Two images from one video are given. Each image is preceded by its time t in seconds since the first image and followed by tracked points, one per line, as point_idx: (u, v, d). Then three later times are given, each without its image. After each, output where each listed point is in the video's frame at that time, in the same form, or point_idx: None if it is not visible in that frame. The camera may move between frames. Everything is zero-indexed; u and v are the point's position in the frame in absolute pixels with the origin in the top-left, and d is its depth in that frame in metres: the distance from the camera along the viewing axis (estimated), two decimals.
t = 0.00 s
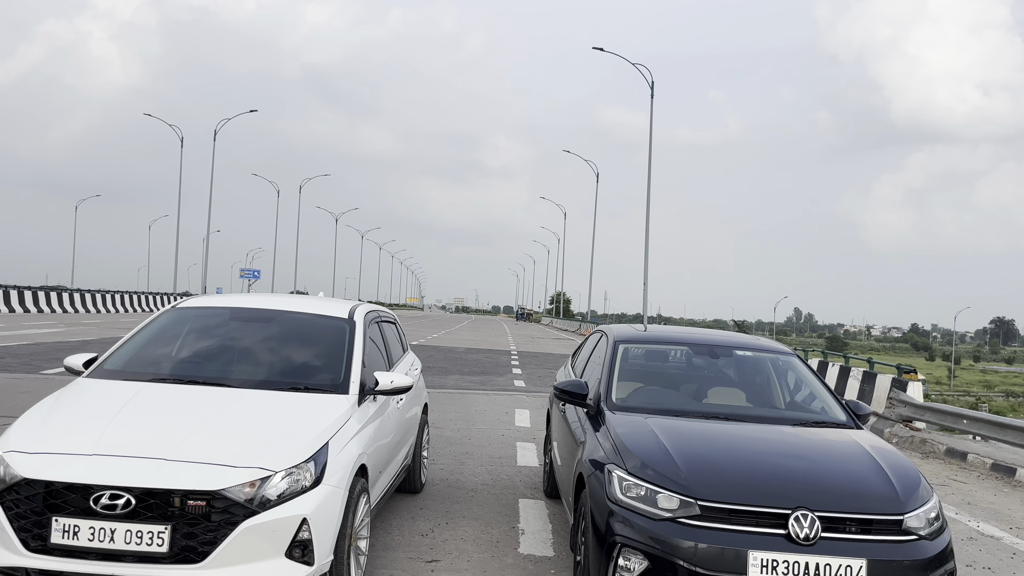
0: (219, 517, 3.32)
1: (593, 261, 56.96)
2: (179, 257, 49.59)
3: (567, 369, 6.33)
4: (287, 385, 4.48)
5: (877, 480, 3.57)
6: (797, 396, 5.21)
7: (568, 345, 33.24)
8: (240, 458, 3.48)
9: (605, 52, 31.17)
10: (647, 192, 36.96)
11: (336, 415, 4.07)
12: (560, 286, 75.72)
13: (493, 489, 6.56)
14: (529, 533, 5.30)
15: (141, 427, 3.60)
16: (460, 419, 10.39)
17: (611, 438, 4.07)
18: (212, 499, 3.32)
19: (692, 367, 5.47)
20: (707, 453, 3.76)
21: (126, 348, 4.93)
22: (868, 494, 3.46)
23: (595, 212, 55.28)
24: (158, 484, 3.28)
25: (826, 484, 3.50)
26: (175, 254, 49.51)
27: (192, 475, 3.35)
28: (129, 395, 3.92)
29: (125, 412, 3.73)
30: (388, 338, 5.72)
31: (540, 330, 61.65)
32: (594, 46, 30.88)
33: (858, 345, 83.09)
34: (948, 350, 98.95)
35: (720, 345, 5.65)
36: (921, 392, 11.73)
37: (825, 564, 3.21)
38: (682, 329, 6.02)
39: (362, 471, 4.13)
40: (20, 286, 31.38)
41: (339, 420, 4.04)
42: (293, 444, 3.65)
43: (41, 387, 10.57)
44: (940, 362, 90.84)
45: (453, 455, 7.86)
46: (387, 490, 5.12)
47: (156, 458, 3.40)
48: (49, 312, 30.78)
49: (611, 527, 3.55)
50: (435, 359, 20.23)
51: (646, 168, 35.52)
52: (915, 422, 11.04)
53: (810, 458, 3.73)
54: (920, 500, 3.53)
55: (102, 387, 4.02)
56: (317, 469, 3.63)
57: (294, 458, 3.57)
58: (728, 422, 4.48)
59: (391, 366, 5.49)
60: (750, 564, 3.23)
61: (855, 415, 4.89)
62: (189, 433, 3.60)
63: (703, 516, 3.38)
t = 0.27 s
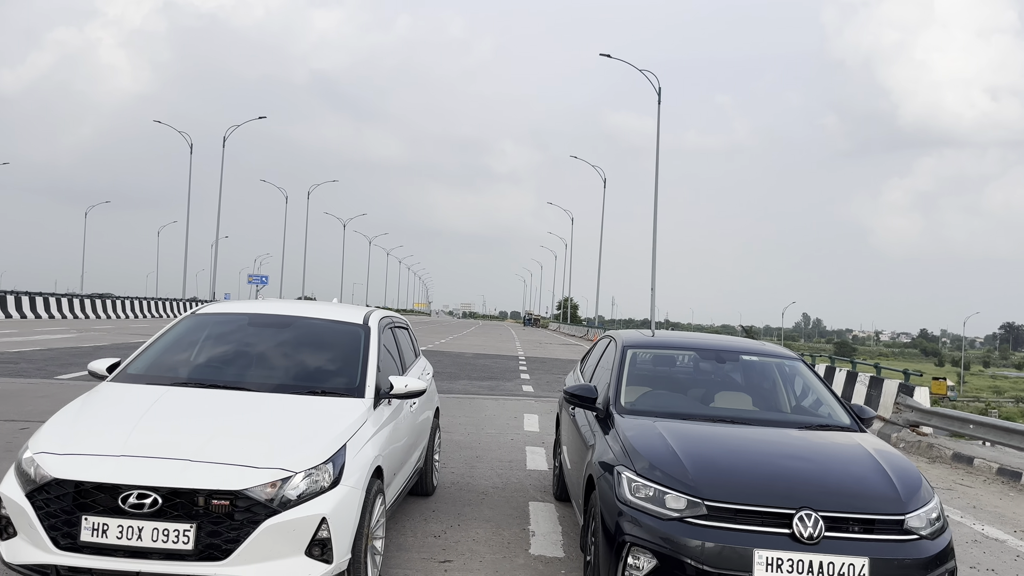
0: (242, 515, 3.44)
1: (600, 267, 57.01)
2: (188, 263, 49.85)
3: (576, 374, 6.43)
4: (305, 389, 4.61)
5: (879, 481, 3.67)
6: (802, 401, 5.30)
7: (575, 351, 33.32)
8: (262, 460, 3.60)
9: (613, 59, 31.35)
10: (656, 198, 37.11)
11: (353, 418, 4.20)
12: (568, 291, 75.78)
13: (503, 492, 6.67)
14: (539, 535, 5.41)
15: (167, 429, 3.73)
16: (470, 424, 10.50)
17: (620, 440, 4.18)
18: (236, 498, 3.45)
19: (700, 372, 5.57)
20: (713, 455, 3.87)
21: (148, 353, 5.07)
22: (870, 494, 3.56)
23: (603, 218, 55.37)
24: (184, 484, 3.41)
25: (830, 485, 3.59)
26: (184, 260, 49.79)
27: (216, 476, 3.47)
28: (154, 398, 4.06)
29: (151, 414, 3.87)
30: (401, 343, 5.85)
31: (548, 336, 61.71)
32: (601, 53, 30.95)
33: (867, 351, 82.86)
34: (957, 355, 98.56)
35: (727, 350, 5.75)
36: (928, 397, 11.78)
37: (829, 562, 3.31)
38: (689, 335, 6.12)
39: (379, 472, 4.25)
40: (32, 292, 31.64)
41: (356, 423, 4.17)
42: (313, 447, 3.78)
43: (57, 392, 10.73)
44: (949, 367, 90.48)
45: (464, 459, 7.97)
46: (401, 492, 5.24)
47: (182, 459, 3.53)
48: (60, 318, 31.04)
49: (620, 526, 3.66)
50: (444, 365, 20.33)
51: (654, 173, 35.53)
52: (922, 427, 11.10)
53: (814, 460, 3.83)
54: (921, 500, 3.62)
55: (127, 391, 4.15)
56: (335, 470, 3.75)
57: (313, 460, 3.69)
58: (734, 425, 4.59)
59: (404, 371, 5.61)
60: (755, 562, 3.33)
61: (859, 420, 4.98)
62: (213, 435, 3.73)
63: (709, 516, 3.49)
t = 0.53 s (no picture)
0: (274, 516, 3.58)
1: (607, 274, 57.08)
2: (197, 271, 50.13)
3: (589, 380, 6.56)
4: (330, 395, 4.75)
5: (888, 484, 3.78)
6: (813, 406, 5.41)
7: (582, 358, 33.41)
8: (292, 462, 3.74)
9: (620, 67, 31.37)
10: (663, 205, 37.25)
11: (377, 423, 4.33)
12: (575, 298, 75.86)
13: (518, 497, 6.79)
14: (555, 537, 5.53)
15: (200, 434, 3.87)
16: (482, 430, 10.63)
17: (636, 444, 4.31)
18: (267, 499, 3.58)
19: (711, 378, 5.69)
20: (727, 458, 3.99)
21: (176, 361, 5.22)
22: (879, 496, 3.67)
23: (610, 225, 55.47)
24: (218, 485, 3.55)
25: (840, 487, 3.71)
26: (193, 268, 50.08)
27: (249, 478, 3.61)
28: (186, 404, 4.20)
29: (184, 419, 4.01)
30: (419, 350, 5.99)
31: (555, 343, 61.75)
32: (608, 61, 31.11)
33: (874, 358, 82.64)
34: (965, 362, 98.19)
35: (737, 356, 5.87)
36: (936, 403, 11.86)
37: (840, 562, 3.43)
38: (701, 342, 6.24)
39: (402, 475, 4.39)
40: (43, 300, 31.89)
41: (380, 427, 4.31)
42: (340, 450, 3.91)
43: (74, 399, 10.88)
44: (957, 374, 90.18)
45: (478, 465, 8.09)
46: (420, 496, 5.37)
47: (216, 462, 3.67)
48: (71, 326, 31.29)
49: (637, 527, 3.78)
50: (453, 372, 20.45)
51: (661, 181, 35.69)
52: (931, 433, 11.18)
53: (824, 463, 3.95)
54: (930, 502, 3.74)
55: (158, 397, 4.29)
56: (362, 473, 3.88)
57: (340, 463, 3.82)
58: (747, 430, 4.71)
59: (423, 377, 5.75)
60: (768, 561, 3.45)
61: (868, 425, 5.10)
62: (244, 439, 3.87)
63: (723, 517, 3.60)
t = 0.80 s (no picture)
0: (298, 520, 3.69)
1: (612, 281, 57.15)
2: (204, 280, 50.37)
3: (599, 387, 6.67)
4: (348, 403, 4.88)
5: (894, 488, 3.88)
6: (820, 412, 5.51)
7: (588, 365, 33.48)
8: (314, 468, 3.86)
9: (621, 76, 32.06)
10: (668, 213, 37.38)
11: (395, 430, 4.45)
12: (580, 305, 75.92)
13: (529, 503, 6.89)
14: (566, 542, 5.63)
15: (225, 441, 4.00)
16: (491, 437, 10.74)
17: (647, 450, 4.42)
18: (291, 504, 3.70)
19: (720, 385, 5.79)
20: (736, 463, 4.09)
21: (196, 370, 5.34)
22: (885, 500, 3.78)
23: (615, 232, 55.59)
24: (244, 491, 3.66)
25: (847, 491, 3.81)
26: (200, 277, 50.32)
27: (273, 483, 3.73)
28: (210, 412, 4.32)
29: (209, 427, 4.13)
30: (433, 358, 6.11)
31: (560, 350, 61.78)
32: (612, 70, 31.75)
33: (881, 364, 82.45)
34: (972, 367, 97.90)
35: (745, 363, 5.98)
36: (942, 409, 11.93)
37: (848, 564, 3.53)
38: (709, 349, 6.35)
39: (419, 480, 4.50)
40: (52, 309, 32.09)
41: (398, 434, 4.43)
42: (360, 457, 4.03)
43: (88, 408, 11.00)
44: (965, 380, 89.87)
45: (489, 471, 8.19)
46: (435, 501, 5.48)
47: (241, 468, 3.79)
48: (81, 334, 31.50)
49: (650, 531, 3.89)
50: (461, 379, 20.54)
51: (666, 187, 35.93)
52: (937, 438, 11.25)
53: (832, 468, 4.05)
54: (935, 505, 3.84)
55: (182, 406, 4.42)
56: (381, 479, 4.00)
57: (360, 469, 3.94)
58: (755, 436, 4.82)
59: (436, 385, 5.87)
60: (778, 563, 3.55)
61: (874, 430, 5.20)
62: (267, 446, 3.99)
63: (734, 520, 3.71)
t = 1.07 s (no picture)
0: (309, 525, 3.78)
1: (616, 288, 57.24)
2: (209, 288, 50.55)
3: (603, 393, 6.75)
4: (357, 410, 4.97)
5: (893, 491, 3.96)
6: (821, 418, 5.59)
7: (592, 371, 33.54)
8: (325, 474, 3.95)
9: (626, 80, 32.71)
10: (672, 219, 37.52)
11: (403, 436, 4.55)
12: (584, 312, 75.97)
13: (535, 508, 6.97)
14: (572, 546, 5.71)
15: (238, 448, 4.09)
16: (496, 444, 10.82)
17: (650, 455, 4.50)
18: (303, 509, 3.79)
19: (722, 391, 5.88)
20: (738, 467, 4.18)
21: (207, 379, 5.44)
22: (884, 503, 3.86)
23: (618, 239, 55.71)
24: (257, 496, 3.76)
25: (847, 494, 3.89)
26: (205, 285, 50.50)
27: (285, 488, 3.82)
28: (222, 420, 4.42)
29: (222, 434, 4.22)
30: (439, 366, 6.20)
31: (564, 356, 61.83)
32: (615, 78, 32.53)
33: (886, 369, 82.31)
34: (977, 372, 97.68)
35: (746, 369, 6.06)
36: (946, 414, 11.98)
37: (847, 565, 3.61)
38: (712, 356, 6.43)
39: (427, 486, 4.59)
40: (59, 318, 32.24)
41: (406, 440, 4.52)
42: (370, 463, 4.12)
43: (98, 416, 11.10)
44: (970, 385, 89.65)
45: (494, 477, 8.27)
46: (442, 507, 5.57)
47: (254, 474, 3.88)
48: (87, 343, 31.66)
49: (653, 534, 3.97)
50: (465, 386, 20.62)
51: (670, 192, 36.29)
52: (940, 443, 11.30)
53: (832, 472, 4.13)
54: (933, 507, 3.92)
55: (195, 414, 4.52)
56: (390, 484, 4.09)
57: (370, 474, 4.03)
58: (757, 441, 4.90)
59: (443, 392, 5.96)
60: (779, 565, 3.63)
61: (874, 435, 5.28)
62: (279, 452, 4.08)
63: (736, 524, 3.79)
